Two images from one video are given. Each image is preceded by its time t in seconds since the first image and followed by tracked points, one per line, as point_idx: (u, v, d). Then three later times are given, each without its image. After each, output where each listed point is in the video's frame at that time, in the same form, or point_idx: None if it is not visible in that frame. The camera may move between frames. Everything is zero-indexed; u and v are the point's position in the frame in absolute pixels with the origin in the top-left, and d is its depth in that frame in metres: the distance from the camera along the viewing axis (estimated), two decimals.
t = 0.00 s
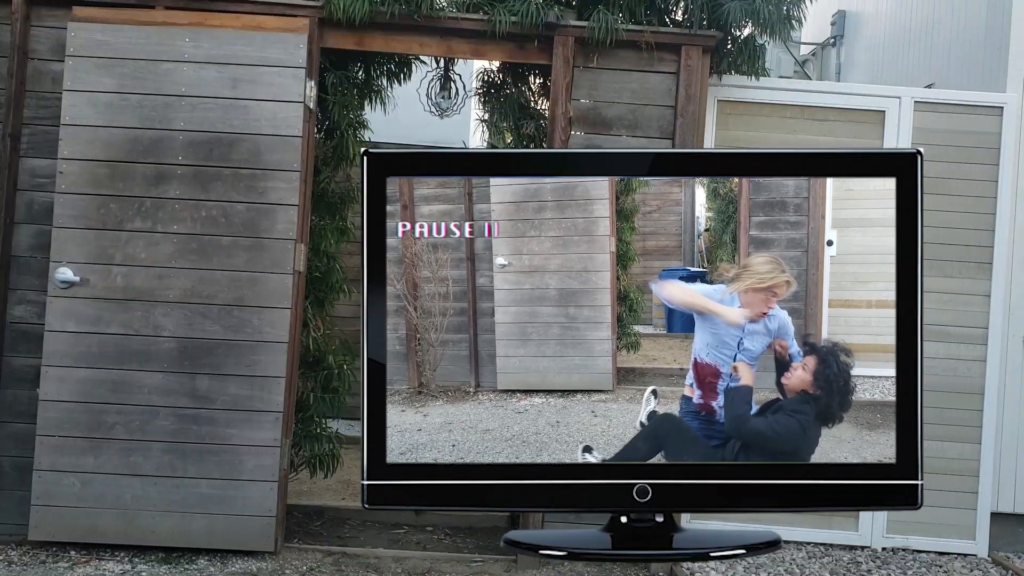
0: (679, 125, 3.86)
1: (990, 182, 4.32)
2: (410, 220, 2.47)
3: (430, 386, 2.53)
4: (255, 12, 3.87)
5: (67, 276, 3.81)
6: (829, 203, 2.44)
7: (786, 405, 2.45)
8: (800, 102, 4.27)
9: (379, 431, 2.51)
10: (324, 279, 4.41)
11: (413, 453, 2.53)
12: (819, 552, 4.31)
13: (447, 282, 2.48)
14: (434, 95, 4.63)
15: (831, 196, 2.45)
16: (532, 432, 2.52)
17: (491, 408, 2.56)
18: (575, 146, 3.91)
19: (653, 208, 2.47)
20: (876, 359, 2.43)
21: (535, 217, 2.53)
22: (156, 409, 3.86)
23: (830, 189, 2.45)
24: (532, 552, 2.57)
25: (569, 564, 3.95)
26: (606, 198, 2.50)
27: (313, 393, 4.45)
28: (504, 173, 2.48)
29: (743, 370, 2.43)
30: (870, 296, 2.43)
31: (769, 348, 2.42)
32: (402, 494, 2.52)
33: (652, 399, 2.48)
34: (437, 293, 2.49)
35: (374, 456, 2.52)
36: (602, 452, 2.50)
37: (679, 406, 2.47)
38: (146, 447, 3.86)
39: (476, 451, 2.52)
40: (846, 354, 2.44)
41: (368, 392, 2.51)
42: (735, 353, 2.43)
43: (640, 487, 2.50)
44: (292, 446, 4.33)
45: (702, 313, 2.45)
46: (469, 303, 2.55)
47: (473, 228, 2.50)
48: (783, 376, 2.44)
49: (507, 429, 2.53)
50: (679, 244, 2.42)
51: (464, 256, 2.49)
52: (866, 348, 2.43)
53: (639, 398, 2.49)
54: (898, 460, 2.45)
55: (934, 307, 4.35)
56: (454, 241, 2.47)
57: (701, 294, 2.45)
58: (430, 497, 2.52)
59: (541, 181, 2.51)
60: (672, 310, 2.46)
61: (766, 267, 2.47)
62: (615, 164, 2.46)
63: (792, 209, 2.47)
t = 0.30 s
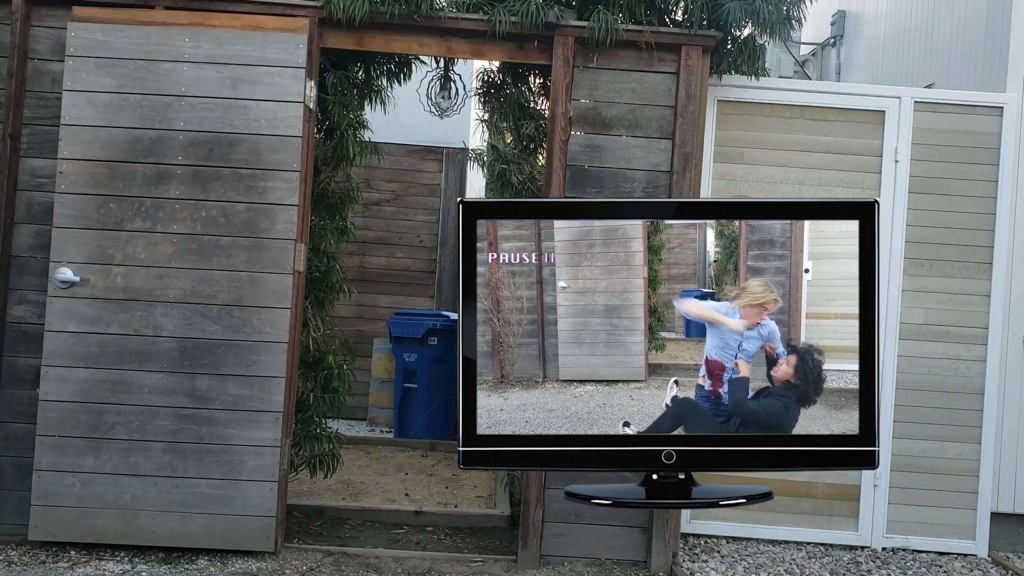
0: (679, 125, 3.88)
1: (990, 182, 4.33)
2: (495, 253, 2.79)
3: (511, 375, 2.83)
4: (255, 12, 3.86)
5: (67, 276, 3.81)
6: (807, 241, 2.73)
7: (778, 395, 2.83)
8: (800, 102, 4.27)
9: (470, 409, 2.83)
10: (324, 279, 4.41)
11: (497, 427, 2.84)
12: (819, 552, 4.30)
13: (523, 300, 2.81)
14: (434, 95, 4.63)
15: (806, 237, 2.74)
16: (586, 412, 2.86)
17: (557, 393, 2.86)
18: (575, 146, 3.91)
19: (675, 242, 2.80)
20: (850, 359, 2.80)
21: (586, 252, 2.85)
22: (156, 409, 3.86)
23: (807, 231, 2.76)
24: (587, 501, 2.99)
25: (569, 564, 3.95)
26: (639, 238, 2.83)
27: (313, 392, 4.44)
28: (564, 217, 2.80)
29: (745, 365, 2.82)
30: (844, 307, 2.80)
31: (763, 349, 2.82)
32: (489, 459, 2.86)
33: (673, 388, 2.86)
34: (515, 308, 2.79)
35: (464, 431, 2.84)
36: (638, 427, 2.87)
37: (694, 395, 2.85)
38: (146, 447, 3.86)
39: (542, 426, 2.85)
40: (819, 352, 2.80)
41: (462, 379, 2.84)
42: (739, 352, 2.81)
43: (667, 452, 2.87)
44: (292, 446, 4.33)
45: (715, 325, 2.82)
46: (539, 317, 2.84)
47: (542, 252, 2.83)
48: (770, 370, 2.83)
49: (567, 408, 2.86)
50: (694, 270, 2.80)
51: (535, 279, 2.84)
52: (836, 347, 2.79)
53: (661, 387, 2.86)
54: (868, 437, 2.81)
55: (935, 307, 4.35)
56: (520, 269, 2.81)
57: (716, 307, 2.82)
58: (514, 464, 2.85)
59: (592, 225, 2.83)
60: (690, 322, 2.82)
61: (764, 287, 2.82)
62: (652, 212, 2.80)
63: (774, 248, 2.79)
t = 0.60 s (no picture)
0: (679, 125, 3.88)
1: (990, 182, 4.33)
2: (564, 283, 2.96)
3: (574, 368, 3.00)
4: (255, 12, 3.86)
5: (67, 276, 3.80)
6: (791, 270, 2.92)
7: (770, 382, 2.99)
8: (800, 102, 4.27)
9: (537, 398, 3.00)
10: (324, 279, 4.42)
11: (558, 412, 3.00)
12: (819, 552, 4.30)
13: (581, 309, 2.96)
14: (434, 94, 4.63)
15: (788, 266, 2.93)
16: (632, 395, 3.01)
17: (609, 381, 3.00)
18: (575, 146, 3.91)
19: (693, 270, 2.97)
20: (826, 356, 2.96)
21: (630, 279, 2.99)
22: (156, 409, 3.86)
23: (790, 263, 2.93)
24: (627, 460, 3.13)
25: (569, 564, 3.94)
26: (668, 269, 2.98)
27: (313, 392, 4.44)
28: (615, 252, 2.97)
29: (744, 361, 2.98)
30: (821, 318, 2.94)
31: (757, 350, 2.97)
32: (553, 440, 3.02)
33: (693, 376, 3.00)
34: (581, 319, 2.97)
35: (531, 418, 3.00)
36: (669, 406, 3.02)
37: (705, 385, 3.00)
38: (146, 447, 3.86)
39: (595, 409, 3.00)
40: (801, 352, 2.96)
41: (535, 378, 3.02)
42: (739, 352, 2.98)
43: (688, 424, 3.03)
44: (292, 446, 4.33)
45: (722, 330, 2.96)
46: (595, 327, 2.98)
47: (596, 285, 2.97)
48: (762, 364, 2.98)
49: (616, 392, 3.01)
50: (705, 292, 2.96)
51: (592, 296, 2.96)
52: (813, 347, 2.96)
53: (682, 377, 3.00)
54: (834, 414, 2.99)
55: (935, 307, 4.35)
56: (578, 295, 2.95)
57: (726, 316, 2.96)
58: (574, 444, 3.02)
59: (632, 258, 2.98)
60: (705, 331, 2.96)
61: (760, 304, 2.93)
62: (677, 247, 2.97)
63: (768, 275, 2.93)
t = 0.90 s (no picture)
0: (679, 125, 3.88)
1: (990, 182, 4.33)
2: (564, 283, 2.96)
3: (574, 368, 3.00)
4: (255, 12, 3.86)
5: (67, 276, 3.80)
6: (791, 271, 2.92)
7: (770, 382, 2.99)
8: (800, 102, 4.27)
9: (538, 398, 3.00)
10: (324, 279, 4.42)
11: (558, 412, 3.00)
12: (819, 552, 4.30)
13: (581, 309, 2.96)
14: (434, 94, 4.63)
15: (788, 266, 2.93)
16: (632, 395, 3.01)
17: (609, 381, 3.01)
18: (575, 146, 3.91)
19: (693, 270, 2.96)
20: (826, 356, 2.96)
21: (629, 279, 2.99)
22: (156, 409, 3.86)
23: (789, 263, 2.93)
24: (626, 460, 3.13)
25: (569, 564, 3.94)
26: (669, 268, 2.97)
27: (313, 392, 4.45)
28: (614, 252, 2.97)
29: (744, 361, 2.98)
30: (821, 318, 2.93)
31: (757, 350, 2.97)
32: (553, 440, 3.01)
33: (693, 376, 3.00)
34: (581, 319, 2.96)
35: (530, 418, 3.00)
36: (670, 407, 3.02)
37: (705, 385, 3.00)
38: (147, 447, 3.86)
39: (595, 409, 3.00)
40: (801, 352, 2.96)
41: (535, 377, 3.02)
42: (739, 352, 2.98)
43: (688, 425, 3.03)
44: (292, 446, 4.33)
45: (722, 330, 2.96)
46: (595, 327, 2.99)
47: (596, 285, 2.97)
48: (762, 364, 2.98)
49: (616, 392, 3.01)
50: (706, 292, 2.96)
51: (592, 296, 2.96)
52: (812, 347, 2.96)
53: (683, 377, 3.00)
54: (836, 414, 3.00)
55: (935, 307, 4.35)
56: (577, 295, 2.95)
57: (725, 316, 2.96)
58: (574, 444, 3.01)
59: (632, 258, 2.98)
60: (705, 331, 2.96)
61: (760, 304, 2.93)
62: (677, 247, 2.97)
63: (768, 275, 2.93)
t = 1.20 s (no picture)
0: (679, 125, 3.88)
1: (990, 182, 4.33)
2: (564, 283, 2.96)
3: (574, 368, 3.00)
4: (255, 12, 3.86)
5: (68, 276, 3.78)
6: (791, 271, 2.93)
7: (770, 382, 2.99)
8: (800, 102, 4.27)
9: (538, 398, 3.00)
10: (324, 279, 4.42)
11: (558, 412, 3.00)
12: (819, 552, 4.30)
13: (581, 309, 2.96)
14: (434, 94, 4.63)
15: (788, 266, 2.93)
16: (632, 395, 3.01)
17: (609, 381, 3.01)
18: (575, 146, 3.91)
19: (693, 269, 2.96)
20: (826, 356, 2.97)
21: (629, 279, 2.99)
22: (156, 409, 3.86)
23: (789, 263, 2.93)
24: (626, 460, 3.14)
25: (569, 564, 3.94)
26: (669, 269, 2.98)
27: (313, 392, 4.45)
28: (614, 252, 2.97)
29: (744, 361, 2.98)
30: (821, 318, 2.94)
31: (757, 350, 2.97)
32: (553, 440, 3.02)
33: (693, 376, 3.00)
34: (580, 319, 2.96)
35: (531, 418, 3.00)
36: (669, 407, 3.02)
37: (705, 385, 3.00)
38: (147, 447, 3.86)
39: (595, 408, 3.00)
40: (801, 351, 2.96)
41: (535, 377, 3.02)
42: (739, 352, 2.98)
43: (688, 425, 3.03)
44: (292, 446, 4.33)
45: (722, 330, 2.96)
46: (595, 326, 2.98)
47: (596, 285, 2.97)
48: (762, 364, 2.98)
49: (616, 392, 3.01)
50: (706, 292, 2.96)
51: (592, 296, 2.96)
52: (812, 347, 2.96)
53: (683, 377, 3.00)
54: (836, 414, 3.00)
55: (935, 307, 4.35)
56: (578, 295, 2.94)
57: (726, 316, 2.96)
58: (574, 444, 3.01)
59: (632, 258, 2.98)
60: (705, 331, 2.96)
61: (760, 304, 2.93)
62: (677, 247, 2.97)
63: (768, 275, 2.93)
